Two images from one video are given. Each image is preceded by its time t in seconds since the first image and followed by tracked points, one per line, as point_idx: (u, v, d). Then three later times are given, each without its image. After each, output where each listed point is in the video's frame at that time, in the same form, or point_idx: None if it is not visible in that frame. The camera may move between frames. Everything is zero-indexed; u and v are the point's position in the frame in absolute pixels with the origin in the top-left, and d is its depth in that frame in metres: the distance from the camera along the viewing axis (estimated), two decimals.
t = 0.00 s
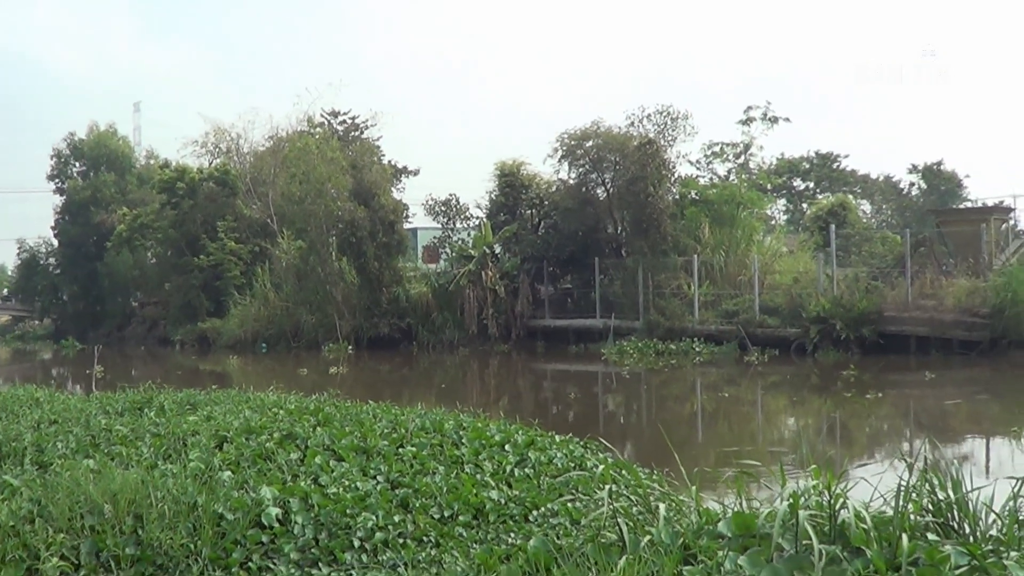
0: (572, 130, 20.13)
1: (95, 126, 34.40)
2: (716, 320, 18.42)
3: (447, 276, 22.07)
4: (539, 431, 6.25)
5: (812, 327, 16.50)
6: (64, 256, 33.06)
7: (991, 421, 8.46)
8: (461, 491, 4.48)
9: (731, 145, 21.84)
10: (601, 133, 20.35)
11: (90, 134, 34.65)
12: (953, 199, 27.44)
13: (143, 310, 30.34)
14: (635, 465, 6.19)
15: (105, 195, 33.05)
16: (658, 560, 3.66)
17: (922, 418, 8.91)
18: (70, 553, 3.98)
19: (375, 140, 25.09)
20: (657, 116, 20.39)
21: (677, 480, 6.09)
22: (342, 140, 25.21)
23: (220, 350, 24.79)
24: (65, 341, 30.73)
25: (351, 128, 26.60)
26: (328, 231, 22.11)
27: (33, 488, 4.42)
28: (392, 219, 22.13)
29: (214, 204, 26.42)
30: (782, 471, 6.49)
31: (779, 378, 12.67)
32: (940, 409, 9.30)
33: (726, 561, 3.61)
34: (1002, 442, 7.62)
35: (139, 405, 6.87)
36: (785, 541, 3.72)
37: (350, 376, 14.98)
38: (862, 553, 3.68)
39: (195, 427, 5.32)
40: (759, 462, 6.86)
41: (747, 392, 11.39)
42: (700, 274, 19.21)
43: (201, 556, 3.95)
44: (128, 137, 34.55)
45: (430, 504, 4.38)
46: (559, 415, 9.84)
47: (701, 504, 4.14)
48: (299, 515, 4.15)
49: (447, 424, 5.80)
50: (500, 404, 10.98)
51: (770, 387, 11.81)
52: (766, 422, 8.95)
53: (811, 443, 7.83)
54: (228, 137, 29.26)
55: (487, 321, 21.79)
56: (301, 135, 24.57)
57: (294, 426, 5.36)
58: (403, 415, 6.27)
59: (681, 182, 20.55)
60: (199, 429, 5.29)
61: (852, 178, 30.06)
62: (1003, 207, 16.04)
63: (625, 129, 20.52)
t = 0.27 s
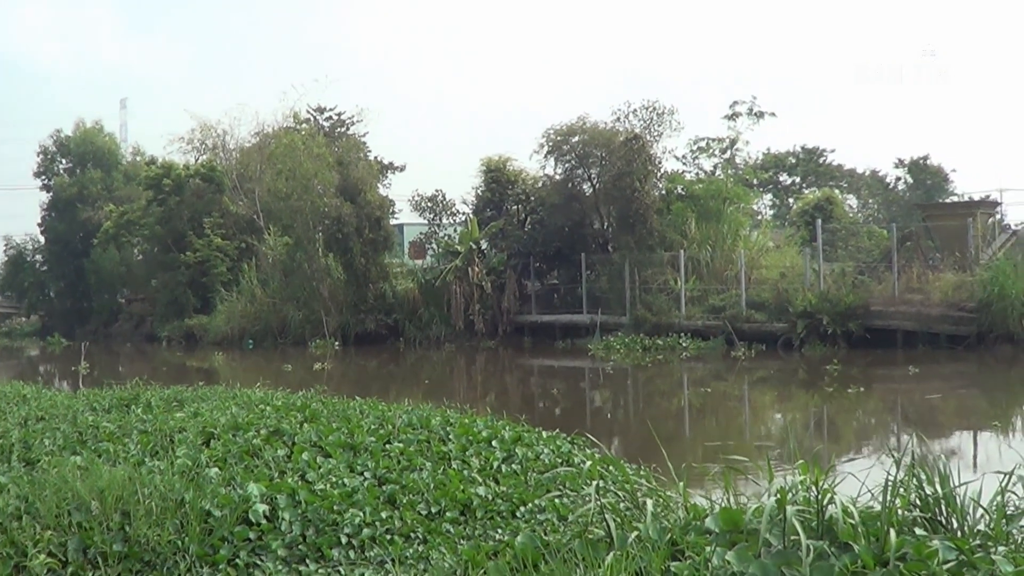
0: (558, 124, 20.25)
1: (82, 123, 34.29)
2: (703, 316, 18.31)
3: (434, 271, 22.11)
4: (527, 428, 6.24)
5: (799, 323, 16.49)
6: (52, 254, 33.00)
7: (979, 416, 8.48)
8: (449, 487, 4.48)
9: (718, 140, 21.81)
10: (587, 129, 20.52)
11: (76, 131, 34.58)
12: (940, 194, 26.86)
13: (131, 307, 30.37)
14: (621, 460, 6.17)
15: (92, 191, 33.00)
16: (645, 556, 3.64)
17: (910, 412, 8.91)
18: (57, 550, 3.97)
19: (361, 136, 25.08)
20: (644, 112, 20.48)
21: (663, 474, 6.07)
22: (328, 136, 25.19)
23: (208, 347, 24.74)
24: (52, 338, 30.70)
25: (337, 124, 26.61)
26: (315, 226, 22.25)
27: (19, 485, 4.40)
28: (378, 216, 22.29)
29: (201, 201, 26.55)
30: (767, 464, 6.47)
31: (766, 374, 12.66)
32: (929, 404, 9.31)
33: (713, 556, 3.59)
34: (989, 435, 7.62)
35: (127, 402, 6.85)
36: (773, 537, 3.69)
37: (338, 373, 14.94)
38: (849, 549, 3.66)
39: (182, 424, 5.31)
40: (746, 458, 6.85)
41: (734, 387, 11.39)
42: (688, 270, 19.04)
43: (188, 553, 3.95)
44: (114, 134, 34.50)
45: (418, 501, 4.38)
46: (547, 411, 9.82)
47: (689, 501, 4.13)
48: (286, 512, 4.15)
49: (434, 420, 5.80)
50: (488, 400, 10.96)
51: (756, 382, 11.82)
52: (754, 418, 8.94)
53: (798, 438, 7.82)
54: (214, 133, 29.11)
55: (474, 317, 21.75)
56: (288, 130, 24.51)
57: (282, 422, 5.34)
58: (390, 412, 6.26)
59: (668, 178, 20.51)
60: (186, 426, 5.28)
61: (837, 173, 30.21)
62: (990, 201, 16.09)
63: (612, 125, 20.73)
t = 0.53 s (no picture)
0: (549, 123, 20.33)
1: (71, 122, 34.19)
2: (693, 315, 18.32)
3: (424, 272, 22.06)
4: (517, 428, 6.24)
5: (789, 321, 16.49)
6: (42, 254, 32.92)
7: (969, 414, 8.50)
8: (440, 487, 4.48)
9: (708, 139, 21.81)
10: (577, 128, 20.57)
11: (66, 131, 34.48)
12: (930, 192, 26.90)
13: (122, 307, 30.34)
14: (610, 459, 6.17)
15: (82, 191, 32.92)
16: (636, 555, 3.65)
17: (901, 411, 8.92)
18: (47, 551, 3.95)
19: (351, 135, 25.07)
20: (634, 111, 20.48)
21: (652, 473, 6.07)
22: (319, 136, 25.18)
23: (199, 346, 24.72)
24: (42, 338, 30.63)
25: (328, 124, 26.60)
26: (305, 226, 22.16)
27: (9, 486, 4.39)
28: (369, 216, 22.32)
29: (191, 200, 26.50)
30: (755, 464, 6.46)
31: (756, 373, 12.67)
32: (920, 403, 9.32)
33: (704, 555, 3.58)
34: (979, 434, 7.63)
35: (117, 403, 6.83)
36: (763, 536, 3.69)
37: (328, 373, 14.92)
38: (839, 547, 3.66)
39: (173, 424, 5.30)
40: (736, 457, 6.85)
41: (725, 386, 11.40)
42: (678, 269, 19.02)
43: (179, 554, 3.94)
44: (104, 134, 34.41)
45: (408, 501, 4.38)
46: (537, 410, 9.82)
47: (679, 500, 4.13)
48: (277, 512, 4.15)
49: (425, 420, 5.79)
50: (479, 399, 10.96)
51: (747, 381, 11.84)
52: (745, 416, 8.95)
53: (788, 437, 7.82)
54: (204, 133, 29.07)
55: (464, 316, 21.86)
56: (279, 130, 24.48)
57: (272, 423, 5.34)
58: (381, 412, 6.25)
59: (658, 178, 20.39)
60: (177, 427, 5.27)
61: (827, 172, 30.25)
62: (980, 201, 16.17)
63: (602, 124, 20.77)
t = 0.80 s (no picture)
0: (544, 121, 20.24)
1: (67, 117, 34.12)
2: (688, 313, 18.43)
3: (419, 268, 22.13)
4: (511, 425, 6.23)
5: (783, 321, 16.48)
6: (36, 249, 32.89)
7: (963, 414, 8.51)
8: (433, 484, 4.48)
9: (703, 138, 21.80)
10: (573, 126, 20.51)
11: (61, 126, 34.40)
12: (925, 192, 27.15)
13: (116, 302, 30.35)
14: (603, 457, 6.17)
15: (77, 186, 32.88)
16: (629, 553, 3.65)
17: (894, 411, 8.92)
18: (41, 545, 3.95)
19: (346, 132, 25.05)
20: (629, 109, 20.44)
21: (644, 472, 6.05)
22: (314, 132, 25.16)
23: (193, 342, 24.73)
24: (36, 333, 30.62)
25: (323, 120, 26.57)
26: (300, 223, 22.20)
27: (3, 480, 4.39)
28: (363, 212, 22.16)
29: (187, 195, 26.46)
30: (748, 463, 6.45)
31: (750, 372, 12.67)
32: (914, 402, 9.31)
33: (696, 553, 3.59)
34: (971, 435, 7.64)
35: (110, 399, 6.83)
36: (756, 534, 3.69)
37: (323, 369, 14.93)
38: (832, 546, 3.66)
39: (167, 419, 5.30)
40: (728, 455, 6.84)
41: (719, 385, 11.41)
42: (672, 267, 19.09)
43: (172, 549, 3.95)
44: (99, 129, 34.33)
45: (402, 498, 4.38)
46: (531, 408, 9.82)
47: (672, 497, 4.13)
48: (270, 508, 4.15)
49: (419, 417, 5.79)
50: (473, 396, 10.96)
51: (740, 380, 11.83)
52: (738, 415, 8.95)
53: (781, 436, 7.81)
54: (199, 128, 29.01)
55: (459, 313, 21.75)
56: (274, 126, 24.46)
57: (266, 419, 5.34)
58: (374, 409, 6.24)
59: (653, 176, 20.35)
60: (171, 422, 5.27)
61: (823, 171, 30.23)
62: (975, 201, 16.15)
63: (597, 123, 20.72)
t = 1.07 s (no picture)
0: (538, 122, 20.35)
1: (61, 117, 34.03)
2: (681, 313, 18.34)
3: (412, 268, 21.95)
4: (503, 424, 6.22)
5: (777, 321, 16.50)
6: (30, 249, 32.88)
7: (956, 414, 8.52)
8: (426, 485, 4.47)
9: (696, 138, 21.85)
10: (566, 127, 20.58)
11: (55, 126, 34.35)
12: (918, 193, 27.33)
13: (109, 302, 30.36)
14: (595, 457, 6.16)
15: (71, 186, 32.86)
16: (621, 554, 3.66)
17: (888, 411, 8.92)
18: (32, 546, 3.94)
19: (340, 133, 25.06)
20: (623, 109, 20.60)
21: (636, 471, 6.04)
22: (308, 133, 25.18)
23: (187, 343, 24.72)
24: (29, 333, 30.62)
25: (317, 121, 26.57)
26: (295, 224, 22.30)
27: None
28: (357, 213, 22.20)
29: (181, 196, 26.44)
30: (740, 462, 6.43)
31: (743, 372, 12.68)
32: (907, 403, 9.31)
33: (689, 554, 3.60)
34: (963, 434, 7.64)
35: (102, 398, 6.82)
36: (748, 535, 3.70)
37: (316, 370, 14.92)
38: (824, 547, 3.68)
39: (159, 420, 5.29)
40: (721, 455, 6.83)
41: (712, 385, 11.42)
42: (666, 268, 19.03)
43: (164, 550, 3.94)
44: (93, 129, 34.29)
45: (395, 498, 4.37)
46: (524, 409, 9.81)
47: (665, 499, 4.13)
48: (263, 508, 4.15)
49: (411, 418, 5.78)
50: (466, 397, 10.94)
51: (733, 381, 11.83)
52: (732, 416, 8.95)
53: (774, 436, 7.79)
54: (192, 128, 28.94)
55: (452, 314, 21.68)
56: (268, 127, 24.44)
57: (259, 419, 5.33)
58: (367, 409, 6.23)
59: (647, 177, 20.56)
60: (163, 422, 5.26)
61: (816, 172, 30.24)
62: (968, 201, 16.30)
63: (590, 124, 20.81)
